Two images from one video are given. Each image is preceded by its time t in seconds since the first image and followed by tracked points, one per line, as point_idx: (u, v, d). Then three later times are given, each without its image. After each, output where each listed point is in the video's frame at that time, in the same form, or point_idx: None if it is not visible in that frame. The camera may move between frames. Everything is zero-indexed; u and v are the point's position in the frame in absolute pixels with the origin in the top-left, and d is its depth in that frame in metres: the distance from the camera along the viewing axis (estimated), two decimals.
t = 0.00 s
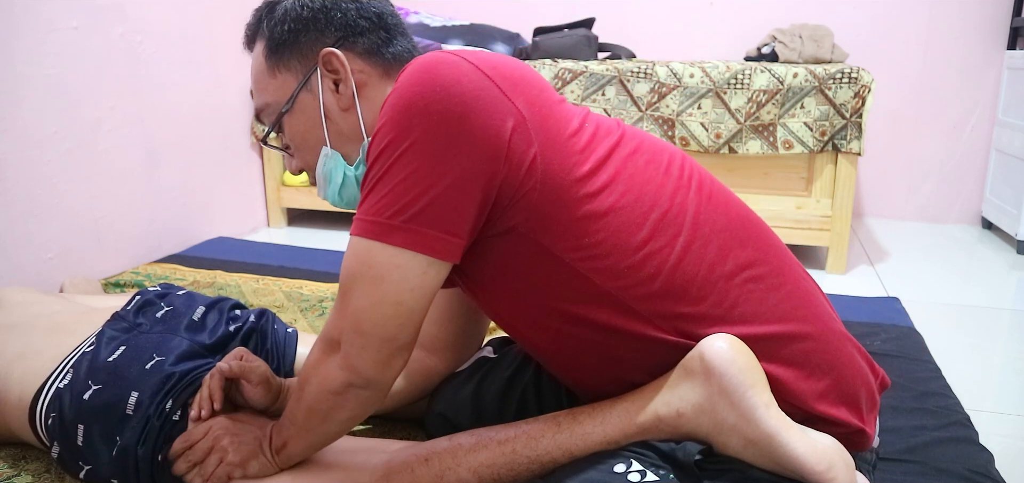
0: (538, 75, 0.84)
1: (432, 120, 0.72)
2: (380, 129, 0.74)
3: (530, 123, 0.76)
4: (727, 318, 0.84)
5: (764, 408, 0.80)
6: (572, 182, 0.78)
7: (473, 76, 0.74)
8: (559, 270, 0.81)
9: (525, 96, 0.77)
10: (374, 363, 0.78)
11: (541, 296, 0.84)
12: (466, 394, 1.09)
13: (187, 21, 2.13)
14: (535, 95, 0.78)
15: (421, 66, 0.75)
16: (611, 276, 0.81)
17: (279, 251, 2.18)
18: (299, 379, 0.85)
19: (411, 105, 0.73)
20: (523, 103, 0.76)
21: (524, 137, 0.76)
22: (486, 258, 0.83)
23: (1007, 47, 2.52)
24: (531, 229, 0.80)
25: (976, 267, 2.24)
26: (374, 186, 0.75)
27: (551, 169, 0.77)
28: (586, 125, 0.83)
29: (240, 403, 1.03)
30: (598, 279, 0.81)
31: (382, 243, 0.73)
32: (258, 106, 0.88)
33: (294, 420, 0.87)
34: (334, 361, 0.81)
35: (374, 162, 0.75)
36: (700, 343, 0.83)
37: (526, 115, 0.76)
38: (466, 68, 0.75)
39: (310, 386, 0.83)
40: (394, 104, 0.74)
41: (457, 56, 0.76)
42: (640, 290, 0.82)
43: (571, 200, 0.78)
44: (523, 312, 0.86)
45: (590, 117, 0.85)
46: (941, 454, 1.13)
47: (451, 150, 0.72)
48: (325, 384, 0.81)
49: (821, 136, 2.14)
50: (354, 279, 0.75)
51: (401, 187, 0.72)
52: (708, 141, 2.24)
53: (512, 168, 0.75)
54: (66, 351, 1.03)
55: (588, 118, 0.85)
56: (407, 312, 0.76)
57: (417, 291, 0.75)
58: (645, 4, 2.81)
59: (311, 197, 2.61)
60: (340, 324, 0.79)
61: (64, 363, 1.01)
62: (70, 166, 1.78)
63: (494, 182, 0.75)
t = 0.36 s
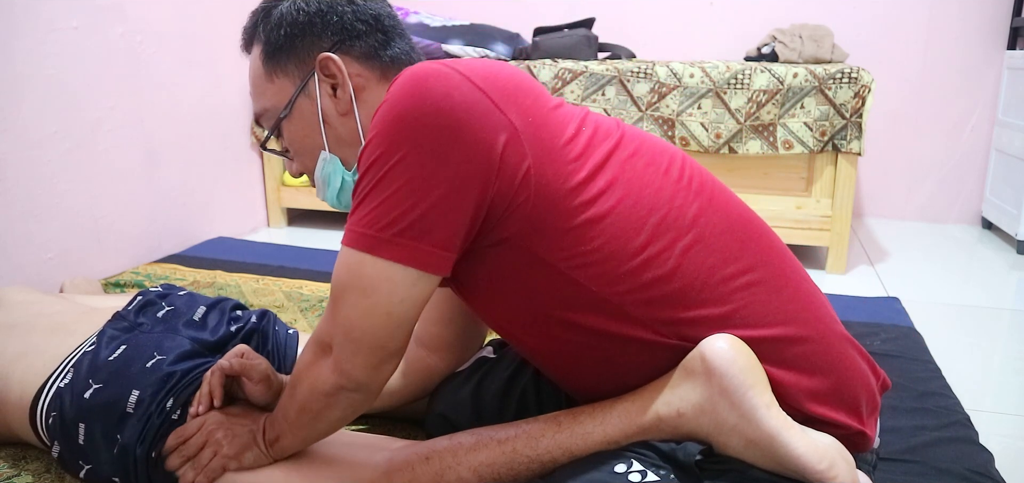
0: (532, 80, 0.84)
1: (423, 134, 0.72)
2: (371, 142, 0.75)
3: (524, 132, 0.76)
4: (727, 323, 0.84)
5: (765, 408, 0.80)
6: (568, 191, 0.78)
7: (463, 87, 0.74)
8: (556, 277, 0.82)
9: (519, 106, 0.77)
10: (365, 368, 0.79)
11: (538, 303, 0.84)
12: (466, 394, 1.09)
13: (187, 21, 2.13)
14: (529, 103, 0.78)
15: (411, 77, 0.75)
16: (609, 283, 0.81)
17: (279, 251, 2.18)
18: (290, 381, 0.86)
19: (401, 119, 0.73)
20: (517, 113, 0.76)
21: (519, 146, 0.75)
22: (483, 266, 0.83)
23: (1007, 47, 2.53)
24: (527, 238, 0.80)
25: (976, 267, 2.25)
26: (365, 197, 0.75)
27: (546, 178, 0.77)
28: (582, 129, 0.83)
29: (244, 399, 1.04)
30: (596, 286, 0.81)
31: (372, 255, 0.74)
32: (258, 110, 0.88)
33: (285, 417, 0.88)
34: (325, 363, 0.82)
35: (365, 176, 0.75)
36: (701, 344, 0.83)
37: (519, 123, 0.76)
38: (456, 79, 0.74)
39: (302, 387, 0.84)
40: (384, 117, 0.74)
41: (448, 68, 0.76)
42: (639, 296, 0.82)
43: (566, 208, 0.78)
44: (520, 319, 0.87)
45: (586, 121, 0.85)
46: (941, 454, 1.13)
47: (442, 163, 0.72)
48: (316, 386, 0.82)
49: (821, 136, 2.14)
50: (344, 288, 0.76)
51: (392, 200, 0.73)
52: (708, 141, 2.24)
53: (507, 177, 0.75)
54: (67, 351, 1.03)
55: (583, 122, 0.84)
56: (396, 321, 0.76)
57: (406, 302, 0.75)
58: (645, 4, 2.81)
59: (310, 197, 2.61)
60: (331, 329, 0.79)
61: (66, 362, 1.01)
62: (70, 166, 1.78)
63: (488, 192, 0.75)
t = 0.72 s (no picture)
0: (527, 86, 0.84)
1: (419, 145, 0.72)
2: (366, 153, 0.74)
3: (521, 139, 0.76)
4: (726, 325, 0.84)
5: (765, 408, 0.80)
6: (565, 197, 0.78)
7: (460, 95, 0.74)
8: (554, 283, 0.82)
9: (516, 113, 0.77)
10: (357, 372, 0.79)
11: (536, 310, 0.84)
12: (465, 395, 1.09)
13: (187, 21, 2.13)
14: (526, 110, 0.78)
15: (407, 87, 0.75)
16: (608, 287, 0.81)
17: (279, 251, 2.18)
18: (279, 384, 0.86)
19: (396, 129, 0.72)
20: (513, 120, 0.76)
21: (516, 153, 0.75)
22: (480, 272, 0.83)
23: (1007, 48, 2.52)
24: (524, 245, 0.80)
25: (976, 267, 2.25)
26: (360, 207, 0.75)
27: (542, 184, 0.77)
28: (579, 134, 0.83)
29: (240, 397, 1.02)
30: (594, 290, 0.82)
31: (368, 263, 0.74)
32: (268, 69, 0.81)
33: (275, 416, 0.87)
34: (318, 366, 0.82)
35: (360, 186, 0.75)
36: (701, 345, 0.83)
37: (516, 131, 0.76)
38: (453, 87, 0.74)
39: (292, 388, 0.84)
40: (379, 128, 0.74)
41: (445, 77, 0.75)
42: (639, 300, 0.82)
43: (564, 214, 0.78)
44: (519, 325, 0.87)
45: (582, 125, 0.85)
46: (941, 454, 1.13)
47: (438, 174, 0.72)
48: (308, 388, 0.82)
49: (821, 136, 2.14)
50: (340, 295, 0.76)
51: (388, 210, 0.73)
52: (708, 141, 2.24)
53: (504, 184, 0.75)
54: (67, 351, 1.03)
55: (579, 126, 0.84)
56: (390, 329, 0.77)
57: (401, 309, 0.76)
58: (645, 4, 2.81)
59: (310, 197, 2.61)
60: (325, 332, 0.79)
61: (65, 362, 1.01)
62: (70, 166, 1.78)
63: (484, 200, 0.75)
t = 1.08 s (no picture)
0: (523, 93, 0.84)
1: (418, 158, 0.72)
2: (364, 168, 0.75)
3: (521, 146, 0.76)
4: (726, 326, 0.83)
5: (765, 408, 0.80)
6: (566, 202, 0.78)
7: (458, 106, 0.74)
8: (557, 289, 0.82)
9: (515, 122, 0.77)
10: (349, 379, 0.80)
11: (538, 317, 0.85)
12: (464, 396, 1.09)
13: (186, 21, 2.13)
14: (525, 118, 0.78)
15: (404, 101, 0.75)
16: (610, 293, 0.81)
17: (279, 251, 2.18)
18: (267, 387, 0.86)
19: (395, 144, 0.73)
20: (512, 128, 0.76)
21: (517, 161, 0.75)
22: (482, 279, 0.83)
23: (1007, 47, 2.52)
24: (526, 253, 0.80)
25: (977, 267, 2.25)
26: (359, 221, 0.75)
27: (543, 191, 0.77)
28: (578, 139, 0.83)
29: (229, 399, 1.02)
30: (597, 295, 0.82)
31: (367, 275, 0.74)
32: (289, 44, 0.85)
33: (259, 421, 0.87)
34: (307, 372, 0.82)
35: (359, 201, 0.75)
36: (700, 345, 0.83)
37: (515, 139, 0.76)
38: (450, 99, 0.74)
39: (280, 393, 0.84)
40: (378, 144, 0.74)
41: (443, 89, 0.76)
42: (640, 304, 0.82)
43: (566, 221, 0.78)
44: (522, 330, 0.87)
45: (580, 129, 0.85)
46: (941, 454, 1.13)
47: (438, 186, 0.72)
48: (297, 393, 0.82)
49: (821, 136, 2.14)
50: (335, 304, 0.76)
51: (389, 224, 0.73)
52: (708, 141, 2.24)
53: (505, 193, 0.75)
54: (67, 350, 1.04)
55: (578, 131, 0.84)
56: (385, 338, 0.77)
57: (395, 320, 0.76)
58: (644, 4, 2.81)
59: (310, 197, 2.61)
60: (317, 338, 0.79)
61: (66, 362, 1.01)
62: (70, 166, 1.78)
63: (486, 209, 0.75)
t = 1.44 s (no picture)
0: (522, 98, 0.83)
1: (420, 176, 0.72)
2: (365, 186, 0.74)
3: (524, 156, 0.76)
4: (730, 327, 0.83)
5: (765, 409, 0.80)
6: (573, 208, 0.78)
7: (458, 121, 0.73)
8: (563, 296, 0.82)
9: (517, 132, 0.76)
10: (345, 386, 0.80)
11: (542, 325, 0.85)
12: (463, 395, 1.09)
13: (186, 20, 2.13)
14: (527, 126, 0.77)
15: (404, 118, 0.74)
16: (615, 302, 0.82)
17: (278, 251, 2.18)
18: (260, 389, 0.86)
19: (396, 163, 0.72)
20: (514, 138, 0.76)
21: (521, 172, 0.75)
22: (486, 284, 0.84)
23: (1007, 47, 2.52)
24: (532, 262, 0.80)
25: (977, 267, 2.24)
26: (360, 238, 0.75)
27: (548, 200, 0.77)
28: (580, 142, 0.82)
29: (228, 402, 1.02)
30: (605, 300, 0.82)
31: (369, 291, 0.74)
32: (295, 44, 0.84)
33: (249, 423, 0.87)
34: (302, 377, 0.82)
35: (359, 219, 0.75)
36: (701, 345, 0.83)
37: (517, 149, 0.75)
38: (450, 114, 0.74)
39: (273, 396, 0.84)
40: (378, 163, 0.73)
41: (443, 104, 0.75)
42: (645, 310, 0.82)
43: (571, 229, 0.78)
44: (528, 334, 0.88)
45: (581, 132, 0.84)
46: (942, 454, 1.13)
47: (442, 203, 0.72)
48: (293, 398, 0.82)
49: (821, 136, 2.14)
50: (334, 317, 0.76)
51: (393, 241, 0.73)
52: (708, 141, 2.24)
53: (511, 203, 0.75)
54: (68, 350, 1.04)
55: (579, 133, 0.84)
56: (385, 349, 0.78)
57: (396, 336, 0.77)
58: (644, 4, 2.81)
59: (310, 197, 2.61)
60: (313, 346, 0.79)
61: (67, 361, 1.01)
62: (70, 166, 1.78)
63: (492, 221, 0.75)
